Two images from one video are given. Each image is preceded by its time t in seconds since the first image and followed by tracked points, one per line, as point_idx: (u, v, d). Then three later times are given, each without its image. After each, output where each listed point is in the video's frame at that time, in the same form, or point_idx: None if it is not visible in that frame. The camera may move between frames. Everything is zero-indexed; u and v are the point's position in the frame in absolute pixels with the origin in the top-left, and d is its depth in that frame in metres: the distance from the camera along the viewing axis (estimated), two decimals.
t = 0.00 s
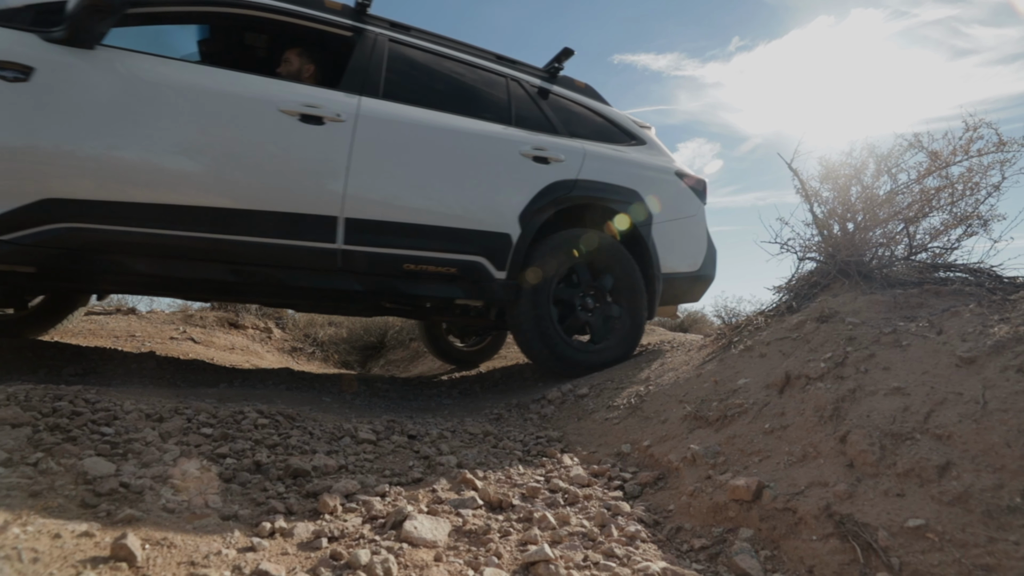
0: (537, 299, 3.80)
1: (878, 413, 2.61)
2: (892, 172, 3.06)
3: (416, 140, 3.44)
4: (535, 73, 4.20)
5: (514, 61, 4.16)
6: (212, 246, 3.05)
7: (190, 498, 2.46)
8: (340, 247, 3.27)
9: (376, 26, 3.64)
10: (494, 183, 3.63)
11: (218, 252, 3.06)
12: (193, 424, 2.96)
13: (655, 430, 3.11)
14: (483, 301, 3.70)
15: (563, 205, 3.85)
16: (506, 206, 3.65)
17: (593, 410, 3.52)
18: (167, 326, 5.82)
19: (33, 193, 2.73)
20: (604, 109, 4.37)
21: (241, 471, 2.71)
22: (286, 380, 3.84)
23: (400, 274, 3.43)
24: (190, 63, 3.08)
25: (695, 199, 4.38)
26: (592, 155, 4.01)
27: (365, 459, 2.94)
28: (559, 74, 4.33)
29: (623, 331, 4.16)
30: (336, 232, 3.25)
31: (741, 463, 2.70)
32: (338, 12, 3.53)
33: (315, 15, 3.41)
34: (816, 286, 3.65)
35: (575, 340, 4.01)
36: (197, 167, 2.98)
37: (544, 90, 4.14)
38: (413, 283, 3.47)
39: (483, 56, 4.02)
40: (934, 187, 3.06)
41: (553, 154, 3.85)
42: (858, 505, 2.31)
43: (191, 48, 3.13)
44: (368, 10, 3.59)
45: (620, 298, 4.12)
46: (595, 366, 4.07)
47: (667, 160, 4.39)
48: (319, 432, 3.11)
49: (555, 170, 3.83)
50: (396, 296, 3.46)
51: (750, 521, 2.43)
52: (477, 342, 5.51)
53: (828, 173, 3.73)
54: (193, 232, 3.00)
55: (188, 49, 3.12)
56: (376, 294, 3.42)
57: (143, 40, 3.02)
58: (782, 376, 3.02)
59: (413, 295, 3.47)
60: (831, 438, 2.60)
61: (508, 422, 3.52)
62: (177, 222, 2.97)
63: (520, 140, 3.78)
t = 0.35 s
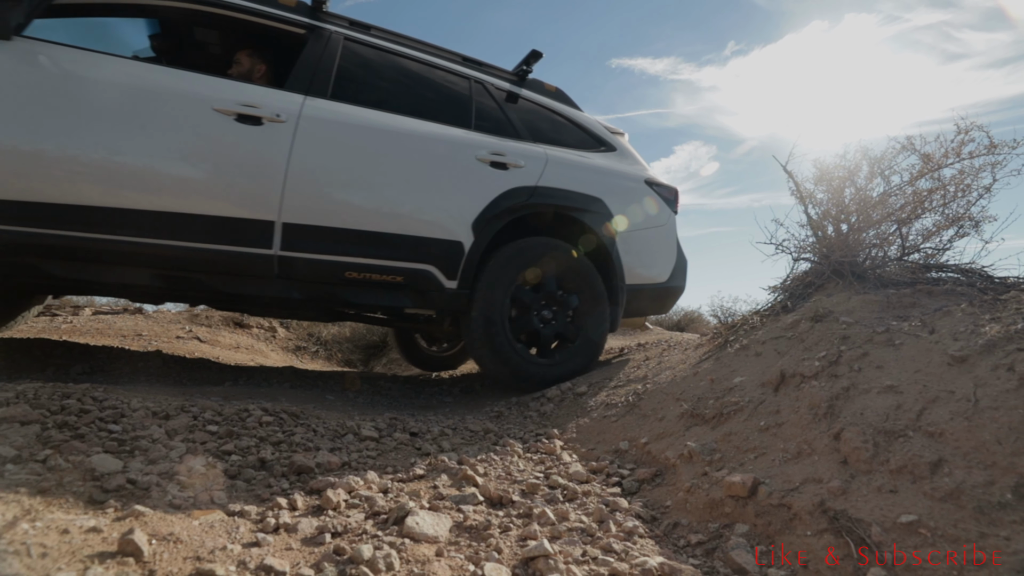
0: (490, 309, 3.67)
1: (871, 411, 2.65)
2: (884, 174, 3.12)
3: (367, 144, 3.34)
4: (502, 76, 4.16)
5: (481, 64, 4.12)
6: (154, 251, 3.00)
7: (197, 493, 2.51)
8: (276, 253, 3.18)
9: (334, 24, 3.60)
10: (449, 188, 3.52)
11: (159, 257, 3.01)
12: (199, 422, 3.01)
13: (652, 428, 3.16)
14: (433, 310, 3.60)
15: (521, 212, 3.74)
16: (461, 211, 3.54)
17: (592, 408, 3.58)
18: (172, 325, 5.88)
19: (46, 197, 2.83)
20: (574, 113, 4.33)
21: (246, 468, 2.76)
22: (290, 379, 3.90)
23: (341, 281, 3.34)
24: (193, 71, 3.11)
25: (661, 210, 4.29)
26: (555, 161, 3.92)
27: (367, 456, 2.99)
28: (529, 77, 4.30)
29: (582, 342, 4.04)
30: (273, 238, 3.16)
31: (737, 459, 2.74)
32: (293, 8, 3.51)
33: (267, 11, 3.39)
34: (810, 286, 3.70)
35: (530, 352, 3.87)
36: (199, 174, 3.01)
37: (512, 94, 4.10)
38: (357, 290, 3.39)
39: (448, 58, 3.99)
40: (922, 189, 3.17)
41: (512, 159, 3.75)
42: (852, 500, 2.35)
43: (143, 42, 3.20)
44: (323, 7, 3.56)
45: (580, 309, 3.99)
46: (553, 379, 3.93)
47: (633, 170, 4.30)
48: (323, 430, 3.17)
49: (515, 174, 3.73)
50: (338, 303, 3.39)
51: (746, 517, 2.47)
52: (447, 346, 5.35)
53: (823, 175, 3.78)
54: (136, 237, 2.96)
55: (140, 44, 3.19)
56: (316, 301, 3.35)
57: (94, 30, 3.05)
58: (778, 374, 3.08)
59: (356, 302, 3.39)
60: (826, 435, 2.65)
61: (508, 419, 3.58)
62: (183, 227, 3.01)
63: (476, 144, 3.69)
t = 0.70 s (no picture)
0: (440, 321, 3.52)
1: (871, 411, 2.66)
2: (885, 173, 3.11)
3: (318, 143, 3.21)
4: (472, 78, 4.02)
5: (449, 63, 3.99)
6: (86, 247, 2.88)
7: (196, 493, 2.50)
8: (213, 250, 3.05)
9: (294, 20, 3.49)
10: (404, 191, 3.39)
11: (90, 254, 2.89)
12: (199, 422, 3.02)
13: (653, 428, 3.17)
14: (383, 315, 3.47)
15: (478, 216, 3.59)
16: (416, 215, 3.40)
17: (592, 408, 3.58)
18: (172, 325, 5.89)
19: (50, 195, 2.80)
20: (546, 117, 4.17)
21: (246, 468, 2.76)
22: (291, 379, 3.90)
23: (282, 282, 3.20)
24: (189, 74, 3.08)
25: (633, 220, 4.10)
26: (520, 165, 3.77)
27: (367, 455, 3.00)
28: (500, 79, 4.16)
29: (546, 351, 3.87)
30: (209, 234, 3.03)
31: (737, 459, 2.74)
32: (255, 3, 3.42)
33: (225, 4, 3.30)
34: (810, 286, 3.71)
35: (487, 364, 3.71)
36: (197, 180, 2.98)
37: (483, 98, 3.98)
38: (299, 291, 3.26)
39: (414, 57, 3.85)
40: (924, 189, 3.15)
41: (474, 161, 3.62)
42: (852, 500, 2.35)
43: (100, 35, 3.04)
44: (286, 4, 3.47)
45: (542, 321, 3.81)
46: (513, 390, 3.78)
47: (607, 178, 4.13)
48: (323, 430, 3.17)
49: (475, 177, 3.58)
50: (278, 304, 3.25)
51: (745, 517, 2.47)
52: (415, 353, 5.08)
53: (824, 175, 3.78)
54: (75, 232, 2.85)
55: (97, 36, 3.03)
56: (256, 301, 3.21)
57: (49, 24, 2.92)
58: (778, 374, 3.08)
59: (297, 303, 3.26)
60: (826, 435, 2.65)
61: (508, 419, 3.58)
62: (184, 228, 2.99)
63: (437, 145, 3.55)
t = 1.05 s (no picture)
0: (380, 330, 3.36)
1: (871, 411, 2.66)
2: (885, 173, 3.11)
3: (249, 130, 3.06)
4: (433, 67, 3.93)
5: (406, 51, 3.90)
6: (92, 246, 2.86)
7: (196, 493, 2.50)
8: (125, 241, 2.89)
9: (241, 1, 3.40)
10: (342, 181, 3.22)
11: (95, 254, 2.87)
12: (199, 422, 3.02)
13: (652, 428, 3.17)
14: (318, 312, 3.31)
15: (423, 209, 3.40)
16: (355, 207, 3.24)
17: (592, 408, 3.58)
18: (172, 325, 5.89)
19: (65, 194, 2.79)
20: (510, 108, 4.05)
21: (247, 468, 2.76)
22: (291, 379, 3.90)
23: (203, 276, 3.05)
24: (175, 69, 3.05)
25: (597, 212, 3.93)
26: (472, 156, 3.60)
27: (367, 455, 3.00)
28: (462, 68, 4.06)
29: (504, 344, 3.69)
30: (121, 223, 2.88)
31: (737, 459, 2.74)
32: None
33: None
34: (810, 286, 3.71)
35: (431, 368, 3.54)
36: (198, 182, 2.96)
37: (445, 87, 3.86)
38: (224, 285, 3.10)
39: (370, 43, 3.76)
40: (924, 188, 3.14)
41: (420, 150, 3.45)
42: (852, 500, 2.35)
43: (32, 14, 2.91)
44: None
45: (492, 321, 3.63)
46: (485, 386, 3.67)
47: (571, 172, 3.97)
48: (323, 430, 3.17)
49: (421, 167, 3.41)
50: (201, 299, 3.10)
51: (745, 517, 2.47)
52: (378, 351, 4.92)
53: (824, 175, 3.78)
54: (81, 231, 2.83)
55: (29, 15, 2.90)
56: (177, 295, 3.06)
57: None
58: (778, 374, 3.08)
59: (220, 298, 3.10)
60: (826, 435, 2.65)
61: (508, 419, 3.57)
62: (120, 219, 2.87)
63: (380, 133, 3.39)
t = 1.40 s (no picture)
0: (347, 330, 3.32)
1: (870, 411, 2.66)
2: (884, 173, 3.11)
3: (244, 125, 3.09)
4: (410, 57, 3.93)
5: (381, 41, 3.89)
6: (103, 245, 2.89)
7: (196, 493, 2.50)
8: (78, 232, 2.84)
9: None
10: (313, 172, 3.20)
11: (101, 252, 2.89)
12: (200, 422, 3.02)
13: (652, 427, 3.17)
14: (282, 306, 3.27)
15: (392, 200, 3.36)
16: (325, 198, 3.21)
17: (592, 408, 3.58)
18: (172, 325, 5.89)
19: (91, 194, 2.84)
20: (488, 100, 4.04)
21: (247, 468, 2.76)
22: (291, 379, 3.90)
23: (160, 268, 3.00)
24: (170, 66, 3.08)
25: (577, 206, 3.90)
26: (446, 148, 3.57)
27: (367, 455, 3.00)
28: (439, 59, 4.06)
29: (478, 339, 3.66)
30: (74, 213, 2.83)
31: (737, 459, 2.75)
32: None
33: None
34: (810, 286, 3.71)
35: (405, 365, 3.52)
36: (218, 185, 3.03)
37: (422, 78, 3.85)
38: (181, 278, 3.06)
39: (344, 33, 3.75)
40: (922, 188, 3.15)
41: (392, 141, 3.41)
42: (852, 500, 2.35)
43: None
44: None
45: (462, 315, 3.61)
46: (460, 381, 3.63)
47: (549, 165, 3.94)
48: (323, 430, 3.17)
49: (393, 157, 3.38)
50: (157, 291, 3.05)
51: (745, 517, 2.47)
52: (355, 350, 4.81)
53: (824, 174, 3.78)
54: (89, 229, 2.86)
55: None
56: (130, 286, 3.00)
57: None
58: (778, 374, 3.08)
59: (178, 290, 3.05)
60: (826, 435, 2.65)
61: (508, 419, 3.57)
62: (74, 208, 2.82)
63: (351, 123, 3.36)
